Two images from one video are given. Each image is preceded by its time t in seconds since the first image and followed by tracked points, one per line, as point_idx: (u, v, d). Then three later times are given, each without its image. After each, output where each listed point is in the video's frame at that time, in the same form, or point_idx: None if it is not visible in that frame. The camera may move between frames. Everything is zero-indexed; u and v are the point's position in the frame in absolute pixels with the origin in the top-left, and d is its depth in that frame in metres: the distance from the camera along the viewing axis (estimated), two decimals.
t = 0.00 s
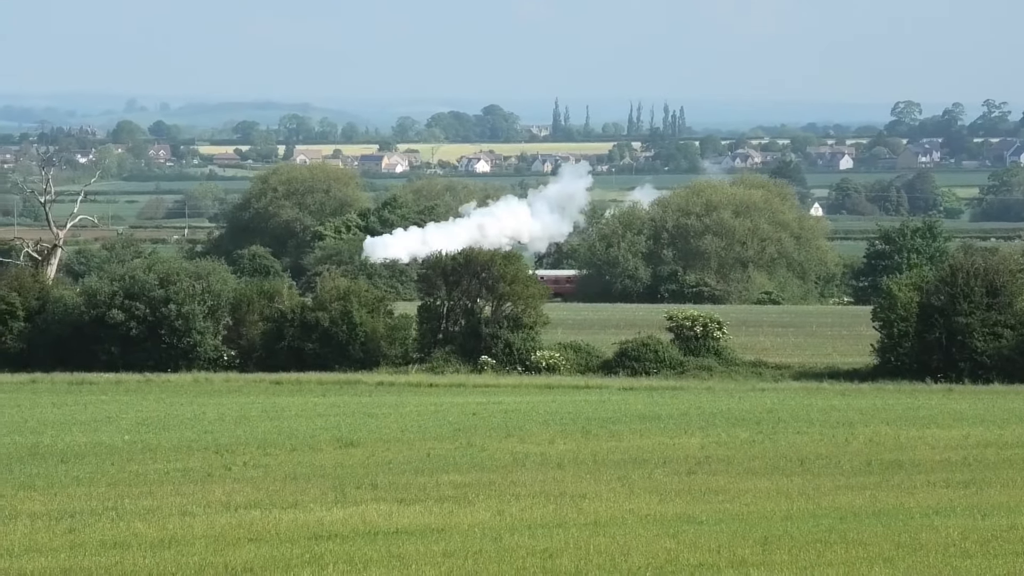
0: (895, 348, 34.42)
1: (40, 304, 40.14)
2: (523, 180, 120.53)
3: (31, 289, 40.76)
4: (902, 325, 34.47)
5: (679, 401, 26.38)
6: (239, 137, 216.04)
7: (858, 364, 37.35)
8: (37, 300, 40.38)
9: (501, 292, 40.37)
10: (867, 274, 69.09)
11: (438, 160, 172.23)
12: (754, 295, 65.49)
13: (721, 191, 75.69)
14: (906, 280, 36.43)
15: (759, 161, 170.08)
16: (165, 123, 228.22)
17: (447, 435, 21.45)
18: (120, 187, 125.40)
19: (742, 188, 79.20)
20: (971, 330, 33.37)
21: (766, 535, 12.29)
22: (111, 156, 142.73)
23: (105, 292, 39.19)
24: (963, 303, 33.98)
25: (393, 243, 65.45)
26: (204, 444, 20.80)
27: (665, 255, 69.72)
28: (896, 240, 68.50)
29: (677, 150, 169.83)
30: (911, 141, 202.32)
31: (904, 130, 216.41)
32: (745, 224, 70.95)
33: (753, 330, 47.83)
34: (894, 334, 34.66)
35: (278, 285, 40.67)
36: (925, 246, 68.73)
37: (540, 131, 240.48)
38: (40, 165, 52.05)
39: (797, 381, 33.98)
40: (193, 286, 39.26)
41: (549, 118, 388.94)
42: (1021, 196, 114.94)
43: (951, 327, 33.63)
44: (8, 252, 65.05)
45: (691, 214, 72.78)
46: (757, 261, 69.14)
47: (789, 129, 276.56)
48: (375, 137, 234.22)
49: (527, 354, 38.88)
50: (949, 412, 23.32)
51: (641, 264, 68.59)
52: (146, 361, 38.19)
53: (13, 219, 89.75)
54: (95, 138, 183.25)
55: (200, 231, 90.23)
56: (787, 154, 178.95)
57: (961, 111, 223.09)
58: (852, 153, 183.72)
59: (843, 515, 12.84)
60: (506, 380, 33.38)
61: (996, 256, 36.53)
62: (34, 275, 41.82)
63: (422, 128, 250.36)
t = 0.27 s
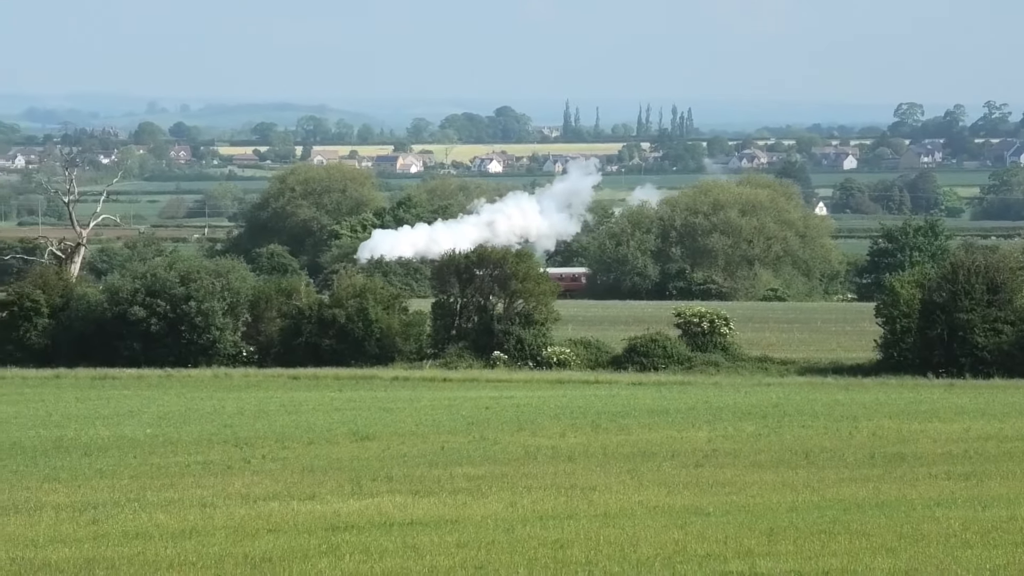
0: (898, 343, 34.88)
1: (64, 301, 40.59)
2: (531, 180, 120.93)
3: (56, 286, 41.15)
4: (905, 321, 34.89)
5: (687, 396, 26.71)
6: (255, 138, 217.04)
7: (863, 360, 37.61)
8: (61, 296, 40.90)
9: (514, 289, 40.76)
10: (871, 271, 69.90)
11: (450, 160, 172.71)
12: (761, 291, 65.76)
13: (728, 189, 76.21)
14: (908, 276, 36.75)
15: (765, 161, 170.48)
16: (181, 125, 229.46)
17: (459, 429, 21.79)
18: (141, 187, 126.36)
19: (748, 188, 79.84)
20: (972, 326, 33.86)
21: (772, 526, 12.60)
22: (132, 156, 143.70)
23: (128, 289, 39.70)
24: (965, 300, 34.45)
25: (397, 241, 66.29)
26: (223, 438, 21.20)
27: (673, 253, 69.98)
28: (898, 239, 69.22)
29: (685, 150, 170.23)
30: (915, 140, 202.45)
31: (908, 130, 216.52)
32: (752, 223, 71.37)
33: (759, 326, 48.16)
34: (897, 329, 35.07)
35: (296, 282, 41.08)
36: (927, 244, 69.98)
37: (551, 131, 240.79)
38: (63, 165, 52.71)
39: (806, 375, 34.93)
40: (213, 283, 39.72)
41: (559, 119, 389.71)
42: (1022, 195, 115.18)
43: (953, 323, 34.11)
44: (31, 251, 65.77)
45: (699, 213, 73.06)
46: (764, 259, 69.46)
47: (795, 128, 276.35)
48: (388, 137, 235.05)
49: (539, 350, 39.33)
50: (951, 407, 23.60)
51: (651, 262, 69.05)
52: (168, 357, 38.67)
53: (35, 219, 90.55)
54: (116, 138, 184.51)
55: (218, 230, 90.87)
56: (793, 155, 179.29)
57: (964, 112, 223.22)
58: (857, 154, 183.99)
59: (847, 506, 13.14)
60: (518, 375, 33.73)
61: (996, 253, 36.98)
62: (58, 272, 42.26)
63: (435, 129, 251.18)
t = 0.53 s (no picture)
0: (899, 342, 36.02)
1: (84, 301, 40.98)
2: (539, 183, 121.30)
3: (77, 287, 41.55)
4: (906, 321, 36.06)
5: (694, 393, 26.99)
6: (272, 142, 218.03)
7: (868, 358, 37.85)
8: (81, 296, 41.28)
9: (524, 289, 41.15)
10: (873, 271, 71.03)
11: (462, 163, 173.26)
12: (765, 291, 67.27)
13: (733, 191, 76.43)
14: (909, 276, 37.99)
15: (770, 163, 170.74)
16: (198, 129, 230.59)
17: (470, 426, 22.10)
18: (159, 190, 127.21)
19: (752, 188, 80.32)
20: (972, 325, 34.94)
21: (777, 522, 12.86)
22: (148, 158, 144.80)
23: (147, 288, 40.03)
24: (965, 300, 35.52)
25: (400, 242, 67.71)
26: (239, 434, 21.55)
27: (680, 254, 71.07)
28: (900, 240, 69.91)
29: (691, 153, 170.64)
30: (918, 143, 202.54)
31: (909, 134, 216.49)
32: (757, 223, 72.15)
33: (763, 326, 48.38)
34: (899, 329, 36.25)
35: (312, 282, 41.44)
36: (928, 245, 70.64)
37: (561, 135, 241.46)
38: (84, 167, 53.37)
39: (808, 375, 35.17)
40: (230, 283, 40.06)
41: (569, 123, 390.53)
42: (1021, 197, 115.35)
43: (953, 323, 35.19)
44: (52, 253, 66.37)
45: (705, 214, 73.44)
46: (768, 260, 70.55)
47: (800, 131, 276.22)
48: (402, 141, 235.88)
49: (549, 348, 39.58)
50: (951, 404, 23.87)
51: (658, 262, 70.34)
52: (186, 356, 39.05)
53: (54, 221, 91.27)
54: (135, 141, 185.69)
55: (235, 231, 91.45)
56: (797, 158, 179.62)
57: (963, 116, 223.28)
58: (859, 156, 184.17)
59: (850, 502, 13.41)
60: (529, 373, 34.03)
61: (996, 253, 37.95)
62: (78, 273, 42.65)
63: (447, 132, 252.04)
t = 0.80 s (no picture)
0: (904, 341, 36.41)
1: (107, 301, 41.43)
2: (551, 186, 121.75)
3: (99, 287, 42.11)
4: (910, 320, 36.51)
5: (703, 391, 27.28)
6: (289, 147, 219.06)
7: (875, 357, 38.05)
8: (104, 296, 41.75)
9: (536, 290, 41.67)
10: (877, 274, 71.34)
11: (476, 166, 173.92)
12: (772, 292, 68.42)
13: (741, 194, 78.04)
14: (913, 277, 38.53)
15: (775, 168, 171.16)
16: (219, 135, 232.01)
17: (485, 423, 22.41)
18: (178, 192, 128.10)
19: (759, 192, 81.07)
20: (974, 324, 35.33)
21: (783, 517, 13.14)
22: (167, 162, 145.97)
23: (168, 288, 40.47)
24: (967, 300, 35.93)
25: (410, 243, 69.44)
26: (258, 431, 21.94)
27: (688, 255, 72.50)
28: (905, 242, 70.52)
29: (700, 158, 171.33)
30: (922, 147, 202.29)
31: (912, 138, 216.23)
32: (764, 226, 73.49)
33: (771, 324, 48.75)
34: (903, 328, 36.70)
35: (329, 283, 41.90)
36: (931, 247, 70.90)
37: (572, 140, 241.82)
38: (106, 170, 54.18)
39: (814, 374, 35.24)
40: (250, 284, 40.49)
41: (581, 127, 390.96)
42: None
43: (956, 322, 35.58)
44: (74, 253, 67.12)
45: (713, 217, 75.13)
46: (775, 261, 71.67)
47: (806, 136, 275.94)
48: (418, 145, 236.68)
49: (560, 347, 39.86)
50: (955, 402, 24.10)
51: (667, 264, 71.70)
52: (206, 355, 39.51)
53: (76, 223, 92.19)
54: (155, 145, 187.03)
55: (254, 233, 92.21)
56: (803, 162, 179.83)
57: (967, 121, 223.00)
58: (864, 160, 184.23)
59: (855, 498, 13.71)
60: (541, 372, 34.39)
61: (999, 254, 38.36)
62: (102, 275, 43.17)
63: (462, 137, 252.84)
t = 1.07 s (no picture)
0: (909, 340, 37.07)
1: (131, 301, 41.90)
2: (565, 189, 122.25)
3: (124, 288, 42.55)
4: (915, 319, 37.11)
5: (714, 389, 27.61)
6: (308, 151, 220.24)
7: (883, 356, 38.31)
8: (128, 296, 42.24)
9: (550, 290, 42.18)
10: (884, 273, 71.71)
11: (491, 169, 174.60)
12: (780, 292, 69.22)
13: (749, 197, 79.01)
14: (917, 278, 39.16)
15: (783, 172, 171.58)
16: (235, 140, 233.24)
17: (499, 420, 22.79)
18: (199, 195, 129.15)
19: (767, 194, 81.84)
20: (978, 324, 35.92)
21: (791, 511, 13.46)
22: (187, 166, 147.20)
23: (190, 289, 40.97)
24: (971, 300, 36.53)
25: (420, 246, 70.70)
26: (278, 428, 22.35)
27: (698, 256, 73.22)
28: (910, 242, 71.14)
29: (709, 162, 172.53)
30: (925, 150, 202.28)
31: (915, 141, 216.34)
32: (772, 227, 74.41)
33: (779, 323, 49.16)
34: (908, 327, 37.31)
35: (347, 283, 42.39)
36: (935, 247, 71.77)
37: (584, 143, 242.40)
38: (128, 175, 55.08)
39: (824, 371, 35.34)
40: (270, 284, 40.98)
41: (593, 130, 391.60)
42: None
43: (960, 322, 36.17)
44: (99, 254, 67.89)
45: (722, 219, 75.98)
46: (783, 261, 72.53)
47: (815, 139, 275.71)
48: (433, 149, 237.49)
49: (573, 346, 40.41)
50: (959, 399, 24.41)
51: (677, 264, 72.33)
52: (227, 353, 40.03)
53: (100, 226, 93.11)
54: (178, 150, 188.53)
55: (275, 235, 92.91)
56: (810, 165, 180.19)
57: (969, 124, 223.15)
58: (870, 162, 184.45)
59: (862, 493, 14.04)
60: (555, 369, 34.79)
61: (1001, 256, 39.01)
62: (126, 275, 43.65)
63: (476, 140, 253.62)
